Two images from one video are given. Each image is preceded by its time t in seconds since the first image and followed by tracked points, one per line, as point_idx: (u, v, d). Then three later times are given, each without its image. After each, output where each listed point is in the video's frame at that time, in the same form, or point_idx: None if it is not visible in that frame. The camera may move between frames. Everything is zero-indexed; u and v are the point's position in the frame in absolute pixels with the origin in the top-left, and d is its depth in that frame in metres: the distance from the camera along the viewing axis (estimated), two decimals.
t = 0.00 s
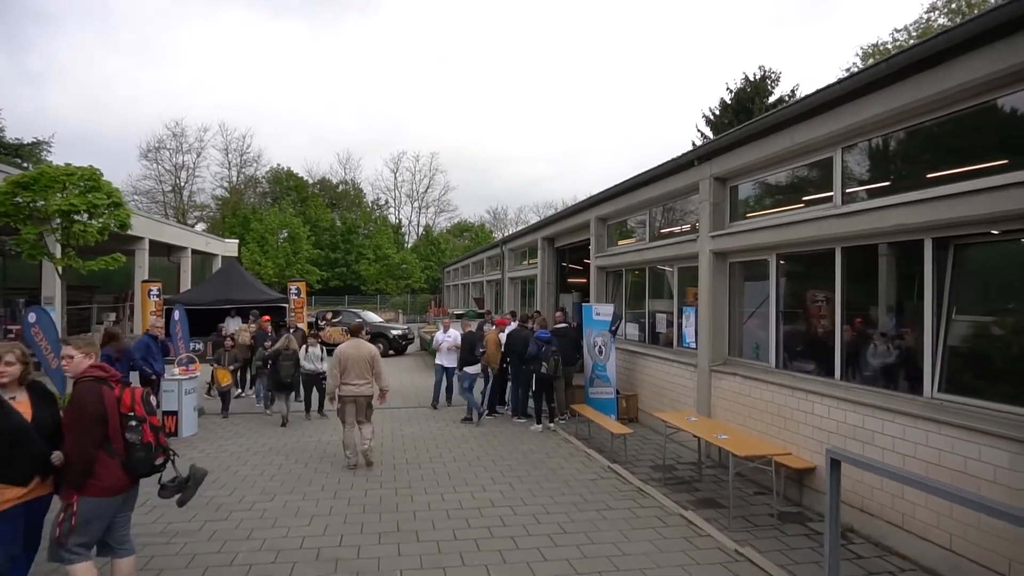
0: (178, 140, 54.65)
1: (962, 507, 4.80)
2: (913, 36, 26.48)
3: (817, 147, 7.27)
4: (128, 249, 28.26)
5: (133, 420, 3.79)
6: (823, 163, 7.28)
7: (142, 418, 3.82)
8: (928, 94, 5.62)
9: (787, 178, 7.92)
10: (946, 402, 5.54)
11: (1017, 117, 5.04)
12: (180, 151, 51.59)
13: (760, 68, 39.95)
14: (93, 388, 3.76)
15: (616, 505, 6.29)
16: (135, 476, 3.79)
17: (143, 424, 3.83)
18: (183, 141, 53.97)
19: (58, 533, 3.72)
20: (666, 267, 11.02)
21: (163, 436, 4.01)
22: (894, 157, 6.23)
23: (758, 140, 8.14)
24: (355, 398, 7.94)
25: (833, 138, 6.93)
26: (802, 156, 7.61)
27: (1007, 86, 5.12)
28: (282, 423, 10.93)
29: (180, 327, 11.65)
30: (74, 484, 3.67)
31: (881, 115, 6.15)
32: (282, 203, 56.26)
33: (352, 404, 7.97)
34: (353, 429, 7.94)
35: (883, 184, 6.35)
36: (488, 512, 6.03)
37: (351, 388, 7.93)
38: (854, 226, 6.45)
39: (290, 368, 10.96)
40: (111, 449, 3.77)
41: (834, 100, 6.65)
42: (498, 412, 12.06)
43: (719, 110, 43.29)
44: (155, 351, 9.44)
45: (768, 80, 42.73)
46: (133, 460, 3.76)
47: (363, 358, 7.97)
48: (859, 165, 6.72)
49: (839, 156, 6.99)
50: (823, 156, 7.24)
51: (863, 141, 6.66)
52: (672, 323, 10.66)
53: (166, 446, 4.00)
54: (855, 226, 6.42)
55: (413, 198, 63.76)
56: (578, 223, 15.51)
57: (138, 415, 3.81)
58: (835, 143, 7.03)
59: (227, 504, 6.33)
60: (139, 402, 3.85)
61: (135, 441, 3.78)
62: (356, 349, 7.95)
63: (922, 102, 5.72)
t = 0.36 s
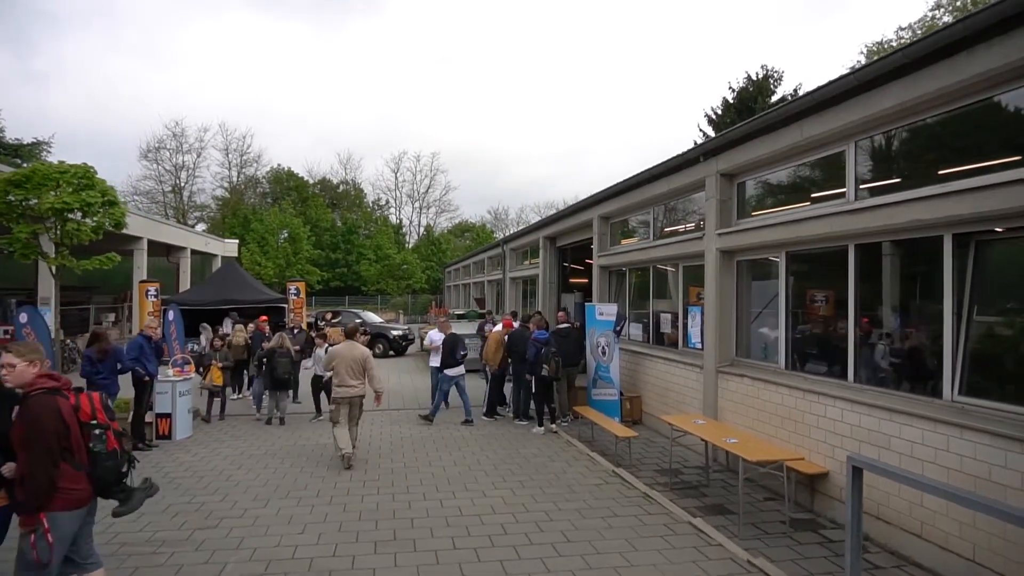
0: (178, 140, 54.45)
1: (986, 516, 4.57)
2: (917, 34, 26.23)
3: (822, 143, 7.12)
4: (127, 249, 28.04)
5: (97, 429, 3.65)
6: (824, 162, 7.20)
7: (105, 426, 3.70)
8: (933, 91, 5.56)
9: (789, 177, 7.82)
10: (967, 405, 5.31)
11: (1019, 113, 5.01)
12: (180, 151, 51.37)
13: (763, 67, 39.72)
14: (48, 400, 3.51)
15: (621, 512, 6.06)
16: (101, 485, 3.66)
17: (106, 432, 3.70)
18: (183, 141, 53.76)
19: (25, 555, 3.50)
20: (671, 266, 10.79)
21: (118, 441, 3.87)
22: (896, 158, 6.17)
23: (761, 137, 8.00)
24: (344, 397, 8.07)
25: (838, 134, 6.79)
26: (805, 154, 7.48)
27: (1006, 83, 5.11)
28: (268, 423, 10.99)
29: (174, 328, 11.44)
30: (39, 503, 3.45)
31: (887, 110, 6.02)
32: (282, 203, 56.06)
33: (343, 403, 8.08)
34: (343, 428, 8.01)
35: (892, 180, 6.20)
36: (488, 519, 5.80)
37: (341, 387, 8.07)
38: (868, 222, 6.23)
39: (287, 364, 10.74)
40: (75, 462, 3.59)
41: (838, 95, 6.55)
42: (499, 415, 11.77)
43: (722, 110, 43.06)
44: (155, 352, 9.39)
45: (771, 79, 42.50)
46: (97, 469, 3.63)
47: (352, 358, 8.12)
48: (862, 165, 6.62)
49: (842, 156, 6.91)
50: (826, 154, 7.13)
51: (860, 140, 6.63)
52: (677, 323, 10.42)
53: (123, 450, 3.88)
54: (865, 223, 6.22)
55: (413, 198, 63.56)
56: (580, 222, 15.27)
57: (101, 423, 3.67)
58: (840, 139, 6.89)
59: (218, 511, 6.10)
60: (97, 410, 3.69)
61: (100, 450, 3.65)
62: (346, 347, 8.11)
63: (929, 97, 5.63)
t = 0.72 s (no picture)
0: (179, 140, 54.28)
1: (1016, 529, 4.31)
2: (922, 31, 25.93)
3: (828, 140, 6.95)
4: (126, 248, 27.85)
5: (26, 447, 3.95)
6: (828, 160, 7.07)
7: (32, 443, 4.01)
8: (938, 87, 5.44)
9: (792, 176, 7.69)
10: (992, 410, 5.04)
11: None
12: (181, 150, 51.20)
13: (765, 65, 39.43)
14: None
15: (628, 521, 5.81)
16: (24, 502, 3.95)
17: (33, 449, 4.01)
18: (184, 140, 53.59)
19: None
20: (676, 265, 10.53)
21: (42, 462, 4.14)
22: (900, 156, 6.04)
23: (765, 134, 7.84)
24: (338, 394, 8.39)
25: (843, 130, 6.63)
26: (809, 151, 7.33)
27: (1010, 80, 5.00)
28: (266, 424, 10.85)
29: (168, 330, 11.20)
30: None
31: (894, 105, 5.88)
32: (283, 202, 55.87)
33: (336, 400, 8.42)
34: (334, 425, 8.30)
35: (904, 178, 5.99)
36: (488, 529, 5.56)
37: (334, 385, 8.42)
38: (884, 219, 5.97)
39: (277, 365, 10.56)
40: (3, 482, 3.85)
41: (844, 90, 6.40)
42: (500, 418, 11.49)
43: (724, 108, 42.74)
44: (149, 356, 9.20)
45: (773, 77, 42.20)
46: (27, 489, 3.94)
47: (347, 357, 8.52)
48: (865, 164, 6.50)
49: (846, 155, 6.79)
50: (831, 151, 6.98)
51: (869, 136, 6.43)
52: (683, 323, 10.16)
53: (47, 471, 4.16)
54: (878, 220, 5.99)
55: (414, 198, 63.34)
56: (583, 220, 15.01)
57: (31, 440, 3.99)
58: (846, 136, 6.73)
59: (207, 520, 5.87)
60: (27, 427, 4.00)
61: (29, 469, 3.94)
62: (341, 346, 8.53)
63: (934, 93, 5.50)
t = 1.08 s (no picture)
0: (181, 137, 54.11)
1: None
2: (930, 26, 25.64)
3: (834, 134, 6.85)
4: (127, 245, 27.63)
5: None
6: (831, 157, 7.01)
7: None
8: (953, 78, 5.27)
9: (795, 173, 7.62)
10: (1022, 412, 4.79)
11: None
12: (183, 148, 51.03)
13: (771, 62, 39.17)
14: None
15: (638, 527, 5.57)
16: None
17: None
18: (186, 138, 53.41)
19: None
20: (684, 262, 10.28)
21: None
22: (903, 155, 6.00)
23: (769, 129, 7.72)
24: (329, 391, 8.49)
25: (848, 125, 6.53)
26: (814, 146, 7.24)
27: (1014, 75, 4.97)
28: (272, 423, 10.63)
29: (166, 327, 10.96)
30: None
31: (900, 99, 5.77)
32: (285, 200, 55.70)
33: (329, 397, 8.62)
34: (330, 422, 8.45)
35: (919, 172, 5.81)
36: (492, 536, 5.32)
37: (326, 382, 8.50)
38: (906, 212, 5.70)
39: (284, 365, 10.48)
40: None
41: (848, 84, 6.31)
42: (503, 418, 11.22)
43: (728, 105, 42.44)
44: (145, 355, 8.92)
45: (779, 75, 41.95)
46: None
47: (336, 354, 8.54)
48: (869, 161, 6.45)
49: (850, 153, 6.73)
50: (836, 146, 6.89)
51: (889, 125, 6.16)
52: (690, 321, 9.94)
53: None
54: (893, 214, 5.79)
55: (417, 196, 63.13)
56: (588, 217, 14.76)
57: None
58: (851, 131, 6.64)
59: (199, 525, 5.63)
60: None
61: None
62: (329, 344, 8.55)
63: (940, 87, 5.43)
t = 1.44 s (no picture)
0: (183, 136, 53.98)
1: None
2: (938, 21, 25.30)
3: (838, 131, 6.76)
4: (128, 245, 27.45)
5: None
6: (836, 155, 6.93)
7: None
8: (978, 65, 5.02)
9: (799, 171, 7.53)
10: None
11: None
12: (185, 147, 50.90)
13: (776, 59, 38.85)
14: None
15: (649, 536, 5.34)
16: None
17: None
18: (188, 137, 53.28)
19: None
20: (693, 260, 10.02)
21: None
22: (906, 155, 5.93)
23: (773, 126, 7.59)
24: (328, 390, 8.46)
25: (852, 121, 6.45)
26: (818, 144, 7.16)
27: (1016, 72, 4.92)
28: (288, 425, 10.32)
29: (164, 326, 10.70)
30: None
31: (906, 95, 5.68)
32: (288, 199, 55.52)
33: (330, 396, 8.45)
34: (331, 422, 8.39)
35: (935, 166, 5.63)
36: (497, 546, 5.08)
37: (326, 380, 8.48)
38: (929, 207, 5.44)
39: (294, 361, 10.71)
40: None
41: (852, 80, 6.23)
42: (507, 420, 10.98)
43: (732, 104, 42.15)
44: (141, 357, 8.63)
45: (784, 72, 41.64)
46: None
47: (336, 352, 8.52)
48: (874, 159, 6.37)
49: (855, 152, 6.64)
50: (843, 142, 6.76)
51: (910, 117, 5.89)
52: (698, 321, 9.70)
53: None
54: (909, 209, 5.60)
55: (420, 195, 62.92)
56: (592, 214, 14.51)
57: None
58: (859, 126, 6.50)
59: (192, 533, 5.41)
60: None
61: None
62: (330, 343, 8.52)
63: (945, 83, 5.35)
